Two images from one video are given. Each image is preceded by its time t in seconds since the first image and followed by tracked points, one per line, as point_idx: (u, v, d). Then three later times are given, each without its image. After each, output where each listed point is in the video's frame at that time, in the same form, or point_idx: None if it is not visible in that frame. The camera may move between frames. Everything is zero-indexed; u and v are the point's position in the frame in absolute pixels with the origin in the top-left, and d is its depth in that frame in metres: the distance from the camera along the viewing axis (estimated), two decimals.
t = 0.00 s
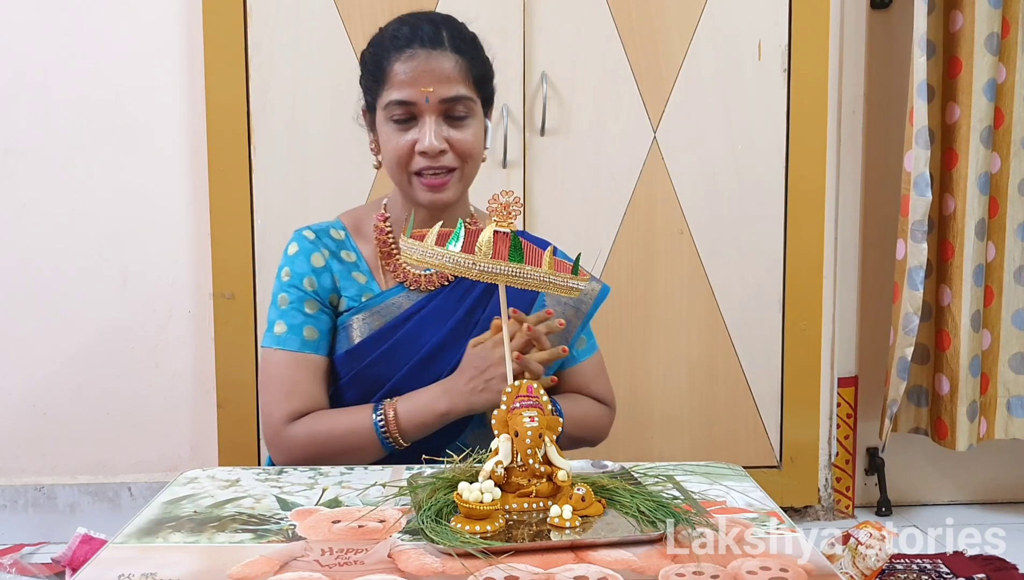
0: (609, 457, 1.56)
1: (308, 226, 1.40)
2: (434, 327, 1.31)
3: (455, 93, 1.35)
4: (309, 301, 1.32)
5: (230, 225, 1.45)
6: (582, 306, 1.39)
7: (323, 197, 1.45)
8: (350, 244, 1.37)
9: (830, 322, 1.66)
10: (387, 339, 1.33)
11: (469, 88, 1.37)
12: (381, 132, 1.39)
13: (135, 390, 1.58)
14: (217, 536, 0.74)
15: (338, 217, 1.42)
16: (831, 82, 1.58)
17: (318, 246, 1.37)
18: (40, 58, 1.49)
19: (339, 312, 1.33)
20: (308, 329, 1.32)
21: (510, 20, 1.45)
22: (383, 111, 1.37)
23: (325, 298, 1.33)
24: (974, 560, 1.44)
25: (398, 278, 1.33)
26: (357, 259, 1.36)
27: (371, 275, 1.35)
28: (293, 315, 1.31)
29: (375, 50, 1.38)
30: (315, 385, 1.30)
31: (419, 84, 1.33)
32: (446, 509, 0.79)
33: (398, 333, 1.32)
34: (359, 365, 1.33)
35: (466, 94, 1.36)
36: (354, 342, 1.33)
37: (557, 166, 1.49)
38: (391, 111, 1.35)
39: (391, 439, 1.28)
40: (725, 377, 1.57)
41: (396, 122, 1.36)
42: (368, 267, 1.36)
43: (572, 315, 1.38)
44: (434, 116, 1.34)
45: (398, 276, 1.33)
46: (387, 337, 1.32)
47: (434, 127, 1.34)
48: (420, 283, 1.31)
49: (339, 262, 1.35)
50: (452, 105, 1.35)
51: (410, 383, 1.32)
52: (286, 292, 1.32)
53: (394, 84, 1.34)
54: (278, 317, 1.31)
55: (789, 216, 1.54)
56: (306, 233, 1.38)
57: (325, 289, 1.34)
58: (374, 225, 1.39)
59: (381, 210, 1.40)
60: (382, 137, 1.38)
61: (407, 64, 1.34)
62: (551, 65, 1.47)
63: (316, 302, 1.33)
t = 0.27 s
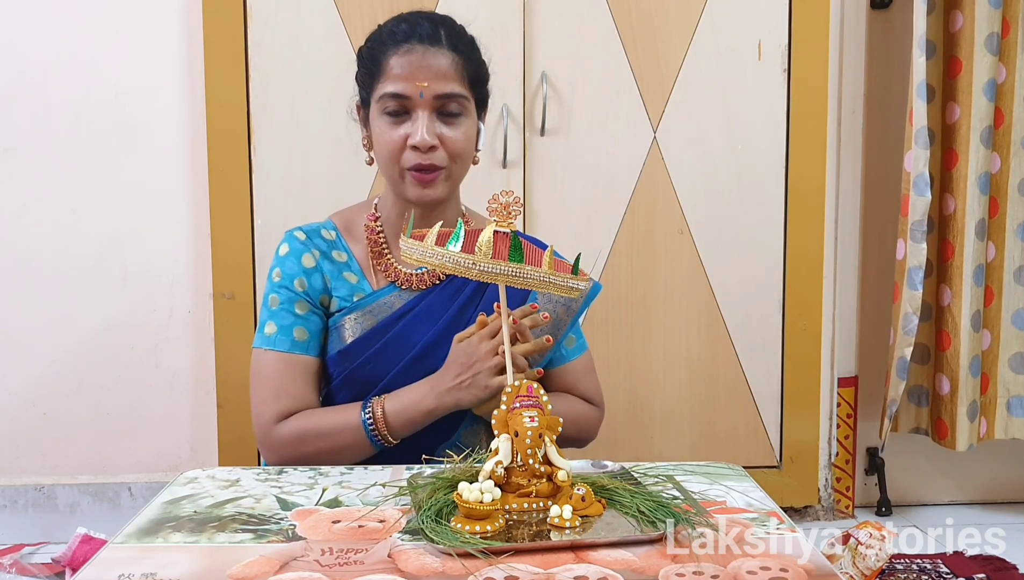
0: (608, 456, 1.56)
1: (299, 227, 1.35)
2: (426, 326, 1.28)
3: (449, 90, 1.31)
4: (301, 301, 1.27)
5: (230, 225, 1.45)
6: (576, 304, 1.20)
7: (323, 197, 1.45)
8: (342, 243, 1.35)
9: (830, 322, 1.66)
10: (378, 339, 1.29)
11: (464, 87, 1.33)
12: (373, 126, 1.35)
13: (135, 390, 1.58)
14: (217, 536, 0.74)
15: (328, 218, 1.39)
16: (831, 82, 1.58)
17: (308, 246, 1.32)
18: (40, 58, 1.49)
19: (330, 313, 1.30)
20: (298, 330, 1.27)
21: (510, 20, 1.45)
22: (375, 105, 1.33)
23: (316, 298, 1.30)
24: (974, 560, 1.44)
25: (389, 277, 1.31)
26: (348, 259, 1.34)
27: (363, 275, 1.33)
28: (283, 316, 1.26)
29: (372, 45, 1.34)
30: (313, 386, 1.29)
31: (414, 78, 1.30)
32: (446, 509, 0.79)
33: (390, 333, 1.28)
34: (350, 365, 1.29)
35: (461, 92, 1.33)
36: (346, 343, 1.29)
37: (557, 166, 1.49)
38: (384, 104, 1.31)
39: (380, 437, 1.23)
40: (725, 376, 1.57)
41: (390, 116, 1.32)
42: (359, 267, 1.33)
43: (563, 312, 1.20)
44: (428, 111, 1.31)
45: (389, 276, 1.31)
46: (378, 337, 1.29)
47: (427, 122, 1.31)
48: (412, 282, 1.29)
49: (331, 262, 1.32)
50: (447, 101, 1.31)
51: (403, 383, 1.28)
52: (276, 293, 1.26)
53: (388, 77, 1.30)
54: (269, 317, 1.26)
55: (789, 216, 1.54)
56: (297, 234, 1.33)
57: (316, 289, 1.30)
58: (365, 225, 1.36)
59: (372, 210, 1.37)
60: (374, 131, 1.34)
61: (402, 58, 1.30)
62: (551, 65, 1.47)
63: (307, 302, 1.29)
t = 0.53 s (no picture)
0: (609, 456, 1.56)
1: (302, 227, 1.35)
2: (429, 326, 1.28)
3: (449, 85, 1.32)
4: (303, 301, 1.28)
5: (230, 225, 1.45)
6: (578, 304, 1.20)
7: (323, 197, 1.45)
8: (344, 243, 1.34)
9: (830, 322, 1.66)
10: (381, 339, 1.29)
11: (464, 83, 1.34)
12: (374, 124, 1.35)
13: (135, 391, 1.58)
14: (217, 536, 0.74)
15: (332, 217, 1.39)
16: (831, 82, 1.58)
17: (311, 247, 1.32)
18: (40, 58, 1.49)
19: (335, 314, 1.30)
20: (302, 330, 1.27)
21: (510, 19, 1.45)
22: (376, 103, 1.34)
23: (319, 298, 1.30)
24: (973, 560, 1.44)
25: (392, 278, 1.30)
26: (351, 260, 1.33)
27: (366, 275, 1.32)
28: (286, 317, 1.27)
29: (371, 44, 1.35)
30: (316, 386, 1.28)
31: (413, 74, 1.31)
32: (446, 509, 0.79)
33: (392, 333, 1.28)
34: (352, 365, 1.29)
35: (461, 88, 1.34)
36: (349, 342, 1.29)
37: (558, 166, 1.49)
38: (384, 102, 1.32)
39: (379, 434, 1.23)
40: (725, 376, 1.57)
41: (390, 113, 1.33)
42: (363, 268, 1.33)
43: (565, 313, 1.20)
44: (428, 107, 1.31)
45: (393, 276, 1.30)
46: (381, 337, 1.29)
47: (428, 118, 1.31)
48: (415, 283, 1.28)
49: (333, 263, 1.32)
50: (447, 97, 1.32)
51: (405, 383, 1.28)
52: (279, 294, 1.27)
53: (387, 74, 1.31)
54: (272, 318, 1.27)
55: (789, 216, 1.54)
56: (300, 234, 1.33)
57: (319, 289, 1.30)
58: (367, 226, 1.36)
59: (374, 210, 1.37)
60: (375, 128, 1.34)
61: (402, 55, 1.31)
62: (551, 65, 1.47)
63: (311, 303, 1.29)
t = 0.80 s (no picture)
0: (608, 456, 1.57)
1: (301, 229, 1.37)
2: (428, 326, 1.30)
3: (452, 68, 1.37)
4: (300, 305, 1.30)
5: (230, 225, 1.45)
6: (579, 304, 1.34)
7: (322, 198, 1.45)
8: (343, 244, 1.37)
9: (830, 322, 1.66)
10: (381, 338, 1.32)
11: (466, 69, 1.38)
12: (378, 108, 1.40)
13: (135, 391, 1.58)
14: (217, 536, 0.74)
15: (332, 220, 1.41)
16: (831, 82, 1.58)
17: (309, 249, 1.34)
18: (40, 57, 1.49)
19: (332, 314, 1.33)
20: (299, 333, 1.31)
21: (510, 19, 1.45)
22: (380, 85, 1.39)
23: (317, 300, 1.32)
24: (973, 560, 1.44)
25: (392, 277, 1.32)
26: (350, 260, 1.36)
27: (366, 276, 1.34)
28: (283, 320, 1.30)
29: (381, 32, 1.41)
30: (315, 389, 1.32)
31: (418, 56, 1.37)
32: (446, 509, 0.79)
33: (392, 333, 1.31)
34: (352, 366, 1.32)
35: (463, 72, 1.38)
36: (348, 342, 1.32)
37: (558, 166, 1.49)
38: (389, 86, 1.36)
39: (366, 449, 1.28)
40: (725, 376, 1.57)
41: (393, 94, 1.37)
42: (363, 268, 1.35)
43: (567, 314, 1.33)
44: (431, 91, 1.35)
45: (393, 275, 1.32)
46: (381, 336, 1.31)
47: (428, 96, 1.35)
48: (415, 282, 1.31)
49: (332, 263, 1.34)
50: (449, 79, 1.36)
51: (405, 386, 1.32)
52: (277, 297, 1.30)
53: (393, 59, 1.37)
54: (270, 321, 1.30)
55: (789, 215, 1.54)
56: (298, 236, 1.35)
57: (317, 292, 1.32)
58: (368, 226, 1.38)
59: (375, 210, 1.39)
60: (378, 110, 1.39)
61: (410, 39, 1.37)
62: (551, 65, 1.47)
63: (308, 306, 1.31)
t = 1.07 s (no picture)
0: (609, 456, 1.57)
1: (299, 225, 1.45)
2: (428, 319, 1.40)
3: (457, 87, 1.41)
4: (297, 301, 1.40)
5: (230, 225, 1.45)
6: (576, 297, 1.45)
7: (322, 198, 1.45)
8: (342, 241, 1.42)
9: (830, 322, 1.66)
10: (382, 330, 1.41)
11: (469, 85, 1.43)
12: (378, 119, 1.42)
13: (135, 391, 1.58)
14: (217, 536, 0.74)
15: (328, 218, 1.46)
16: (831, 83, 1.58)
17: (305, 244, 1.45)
18: (40, 58, 1.49)
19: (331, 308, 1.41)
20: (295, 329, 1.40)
21: (510, 19, 1.45)
22: (382, 98, 1.41)
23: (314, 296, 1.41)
24: (974, 560, 1.44)
25: (390, 272, 1.40)
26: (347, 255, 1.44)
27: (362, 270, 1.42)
28: (280, 316, 1.40)
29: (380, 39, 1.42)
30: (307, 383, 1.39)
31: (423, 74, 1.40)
32: (446, 509, 0.79)
33: (390, 327, 1.40)
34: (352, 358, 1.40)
35: (466, 89, 1.42)
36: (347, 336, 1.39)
37: (558, 166, 1.49)
38: (392, 101, 1.40)
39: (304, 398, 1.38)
40: (726, 376, 1.57)
41: (397, 111, 1.40)
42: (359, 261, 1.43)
43: (563, 307, 1.44)
44: (435, 108, 1.40)
45: (390, 271, 1.40)
46: (383, 328, 1.40)
47: (435, 118, 1.40)
48: (412, 275, 1.39)
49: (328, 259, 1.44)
50: (454, 98, 1.41)
51: (404, 378, 1.41)
52: (274, 293, 1.41)
53: (396, 74, 1.40)
54: (267, 317, 1.41)
55: (789, 215, 1.54)
56: (297, 232, 1.45)
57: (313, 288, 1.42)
58: (366, 223, 1.44)
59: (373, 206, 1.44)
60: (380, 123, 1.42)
61: (412, 55, 1.39)
62: (551, 65, 1.47)
63: (304, 302, 1.40)
